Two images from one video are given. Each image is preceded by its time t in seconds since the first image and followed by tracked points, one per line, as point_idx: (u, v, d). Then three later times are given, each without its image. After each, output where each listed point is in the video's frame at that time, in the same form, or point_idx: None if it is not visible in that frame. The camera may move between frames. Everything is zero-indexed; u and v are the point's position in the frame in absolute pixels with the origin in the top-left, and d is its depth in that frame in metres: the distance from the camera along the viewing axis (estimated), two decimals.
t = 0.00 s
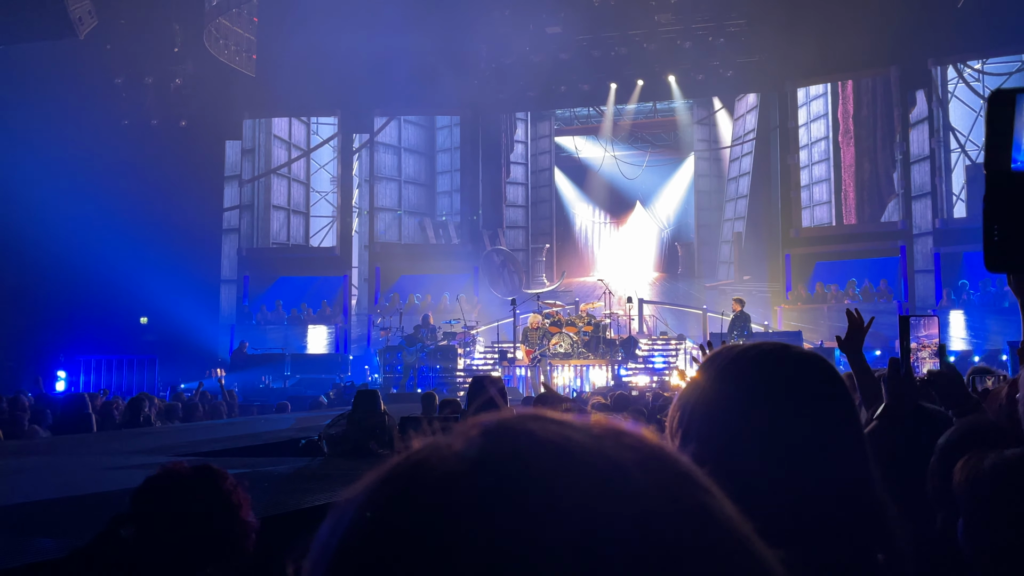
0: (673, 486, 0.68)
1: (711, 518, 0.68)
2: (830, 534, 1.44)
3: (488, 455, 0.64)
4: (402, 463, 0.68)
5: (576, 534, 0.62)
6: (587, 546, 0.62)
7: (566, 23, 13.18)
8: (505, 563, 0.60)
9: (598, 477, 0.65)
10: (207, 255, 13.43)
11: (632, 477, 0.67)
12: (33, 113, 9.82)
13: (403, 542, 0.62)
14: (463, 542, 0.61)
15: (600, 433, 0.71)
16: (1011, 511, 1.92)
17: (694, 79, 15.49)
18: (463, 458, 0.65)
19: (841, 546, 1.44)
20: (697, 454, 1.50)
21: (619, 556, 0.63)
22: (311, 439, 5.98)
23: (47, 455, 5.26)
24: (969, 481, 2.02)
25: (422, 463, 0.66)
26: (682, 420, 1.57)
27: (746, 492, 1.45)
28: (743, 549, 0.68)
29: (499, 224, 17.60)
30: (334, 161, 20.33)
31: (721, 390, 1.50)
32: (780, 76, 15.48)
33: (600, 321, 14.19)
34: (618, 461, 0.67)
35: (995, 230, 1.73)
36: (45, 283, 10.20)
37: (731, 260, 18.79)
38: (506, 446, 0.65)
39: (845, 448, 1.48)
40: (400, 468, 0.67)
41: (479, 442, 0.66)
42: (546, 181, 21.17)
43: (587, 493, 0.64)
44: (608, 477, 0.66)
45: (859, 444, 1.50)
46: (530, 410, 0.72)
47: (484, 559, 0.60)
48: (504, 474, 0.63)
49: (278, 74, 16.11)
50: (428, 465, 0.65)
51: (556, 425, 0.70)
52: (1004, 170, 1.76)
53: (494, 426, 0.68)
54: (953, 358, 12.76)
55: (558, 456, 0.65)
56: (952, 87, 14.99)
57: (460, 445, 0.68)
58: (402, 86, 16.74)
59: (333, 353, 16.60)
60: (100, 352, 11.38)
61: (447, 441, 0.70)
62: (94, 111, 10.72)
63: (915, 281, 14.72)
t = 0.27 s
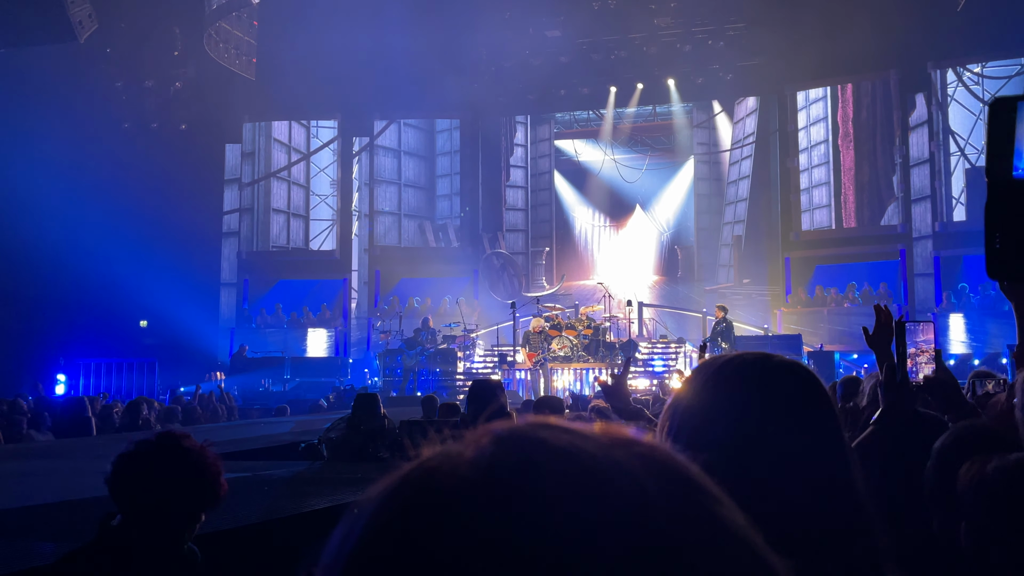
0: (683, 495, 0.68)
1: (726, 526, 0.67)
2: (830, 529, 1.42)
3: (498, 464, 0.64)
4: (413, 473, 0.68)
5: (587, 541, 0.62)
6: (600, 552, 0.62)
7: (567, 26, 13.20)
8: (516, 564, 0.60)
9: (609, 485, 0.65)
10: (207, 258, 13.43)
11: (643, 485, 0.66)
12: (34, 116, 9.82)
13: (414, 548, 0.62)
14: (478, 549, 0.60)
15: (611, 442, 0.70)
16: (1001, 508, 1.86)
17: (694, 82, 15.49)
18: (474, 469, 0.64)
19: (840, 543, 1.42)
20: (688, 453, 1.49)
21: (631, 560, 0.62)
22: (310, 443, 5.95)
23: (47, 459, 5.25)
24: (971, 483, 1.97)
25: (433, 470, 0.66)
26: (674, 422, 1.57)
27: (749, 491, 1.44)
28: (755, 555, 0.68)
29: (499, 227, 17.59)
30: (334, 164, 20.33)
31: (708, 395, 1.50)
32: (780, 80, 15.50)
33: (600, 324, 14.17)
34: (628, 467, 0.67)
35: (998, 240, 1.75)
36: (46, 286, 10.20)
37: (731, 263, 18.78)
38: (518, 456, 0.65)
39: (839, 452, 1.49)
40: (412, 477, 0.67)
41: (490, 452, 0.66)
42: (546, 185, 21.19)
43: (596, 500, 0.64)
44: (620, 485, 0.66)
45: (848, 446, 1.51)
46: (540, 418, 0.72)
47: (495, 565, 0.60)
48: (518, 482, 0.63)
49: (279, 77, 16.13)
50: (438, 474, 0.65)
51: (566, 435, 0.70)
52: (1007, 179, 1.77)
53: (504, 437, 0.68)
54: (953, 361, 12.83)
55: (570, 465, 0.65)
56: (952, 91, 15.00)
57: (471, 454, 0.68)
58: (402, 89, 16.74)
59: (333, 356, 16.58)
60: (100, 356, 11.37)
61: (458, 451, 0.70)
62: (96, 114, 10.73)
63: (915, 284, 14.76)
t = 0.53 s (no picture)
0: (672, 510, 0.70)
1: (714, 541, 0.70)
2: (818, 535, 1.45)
3: (494, 477, 0.65)
4: (411, 481, 0.69)
5: (580, 558, 0.63)
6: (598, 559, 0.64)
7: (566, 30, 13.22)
8: None
9: (607, 496, 0.67)
10: (207, 261, 13.43)
11: (639, 496, 0.69)
12: (35, 120, 9.83)
13: (413, 552, 0.62)
14: (478, 553, 0.62)
15: (608, 455, 0.73)
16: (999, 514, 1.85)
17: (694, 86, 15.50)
18: (472, 479, 0.66)
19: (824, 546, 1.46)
20: (670, 453, 1.48)
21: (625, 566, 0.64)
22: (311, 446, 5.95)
23: (47, 463, 5.24)
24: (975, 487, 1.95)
25: (433, 480, 0.67)
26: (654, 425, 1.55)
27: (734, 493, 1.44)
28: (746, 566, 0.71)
29: (499, 230, 17.60)
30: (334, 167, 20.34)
31: (692, 396, 1.49)
32: (780, 84, 15.52)
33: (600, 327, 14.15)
34: (621, 480, 0.69)
35: (1000, 244, 1.68)
36: (46, 290, 10.21)
37: (731, 266, 18.79)
38: (519, 467, 0.66)
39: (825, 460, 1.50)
40: (412, 484, 0.68)
41: (489, 462, 0.67)
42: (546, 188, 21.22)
43: (595, 511, 0.66)
44: (618, 496, 0.68)
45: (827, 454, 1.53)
46: (538, 430, 0.74)
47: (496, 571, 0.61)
48: (519, 492, 0.65)
49: (279, 81, 16.18)
50: (437, 484, 0.66)
51: (563, 446, 0.72)
52: (1005, 182, 1.70)
53: (503, 447, 0.69)
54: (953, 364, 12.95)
55: (568, 477, 0.67)
56: (951, 94, 15.02)
57: (469, 464, 0.69)
58: (402, 92, 16.75)
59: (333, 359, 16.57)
60: (100, 359, 11.37)
61: (455, 460, 0.72)
62: (96, 118, 10.74)
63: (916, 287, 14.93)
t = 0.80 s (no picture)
0: (663, 526, 0.71)
1: (709, 558, 0.70)
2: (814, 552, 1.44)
3: (482, 509, 0.66)
4: (400, 515, 0.70)
5: None
6: None
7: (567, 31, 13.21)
8: None
9: (597, 525, 0.68)
10: (207, 264, 13.41)
11: (630, 524, 0.69)
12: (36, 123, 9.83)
13: None
14: None
15: (598, 481, 0.74)
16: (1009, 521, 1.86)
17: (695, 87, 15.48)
18: (459, 512, 0.67)
19: (822, 563, 1.44)
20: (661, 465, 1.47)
21: None
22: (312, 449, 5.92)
23: (46, 467, 5.23)
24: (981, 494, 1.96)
25: (421, 515, 0.69)
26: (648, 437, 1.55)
27: (727, 507, 1.44)
28: None
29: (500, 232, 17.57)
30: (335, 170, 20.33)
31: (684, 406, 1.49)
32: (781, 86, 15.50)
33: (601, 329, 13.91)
34: (607, 501, 0.70)
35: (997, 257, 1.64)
36: (47, 292, 10.20)
37: (732, 268, 18.76)
38: (507, 499, 0.67)
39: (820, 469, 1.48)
40: (401, 518, 0.69)
41: (478, 494, 0.68)
42: (547, 190, 21.20)
43: (583, 538, 0.67)
44: (607, 521, 0.68)
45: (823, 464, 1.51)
46: (528, 459, 0.75)
47: None
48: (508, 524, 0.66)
49: (280, 84, 16.19)
50: (428, 519, 0.68)
51: (554, 476, 0.73)
52: (1007, 196, 1.65)
53: (492, 479, 0.70)
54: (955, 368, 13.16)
55: (557, 506, 0.68)
56: (952, 96, 15.01)
57: (457, 496, 0.71)
58: (403, 94, 16.74)
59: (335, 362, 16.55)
60: (100, 362, 11.35)
61: (445, 492, 0.73)
62: (97, 121, 10.73)
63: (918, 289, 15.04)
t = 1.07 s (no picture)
0: (652, 542, 0.80)
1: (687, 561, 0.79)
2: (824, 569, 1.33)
3: (475, 529, 0.77)
4: (402, 530, 0.80)
5: None
6: None
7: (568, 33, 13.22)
8: None
9: (583, 537, 0.77)
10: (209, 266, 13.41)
11: (613, 536, 0.78)
12: (38, 126, 9.86)
13: None
14: None
15: (588, 497, 0.83)
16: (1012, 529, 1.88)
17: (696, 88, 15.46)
18: (452, 530, 0.77)
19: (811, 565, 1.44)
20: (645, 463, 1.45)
21: None
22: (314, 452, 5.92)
23: (48, 469, 5.24)
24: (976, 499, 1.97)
25: (415, 534, 0.78)
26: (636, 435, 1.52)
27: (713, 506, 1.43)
28: None
29: (502, 233, 17.53)
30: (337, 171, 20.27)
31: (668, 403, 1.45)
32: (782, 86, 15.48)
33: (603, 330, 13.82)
34: (597, 517, 0.80)
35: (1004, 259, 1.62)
36: (50, 295, 10.23)
37: (734, 270, 18.70)
38: (498, 515, 0.77)
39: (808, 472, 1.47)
40: (401, 532, 0.79)
41: (472, 512, 0.79)
42: (549, 192, 21.17)
43: (567, 548, 0.76)
44: (593, 534, 0.78)
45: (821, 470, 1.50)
46: (520, 477, 0.85)
47: None
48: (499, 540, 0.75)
49: (282, 86, 16.20)
50: (425, 535, 0.78)
51: (547, 493, 0.82)
52: (1012, 203, 1.64)
53: (487, 496, 0.80)
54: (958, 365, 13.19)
55: (547, 522, 0.77)
56: (954, 96, 14.99)
57: (454, 513, 0.81)
58: (404, 95, 16.71)
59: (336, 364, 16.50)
60: (101, 364, 11.34)
61: (444, 508, 0.83)
62: (99, 124, 10.76)
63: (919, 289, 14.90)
